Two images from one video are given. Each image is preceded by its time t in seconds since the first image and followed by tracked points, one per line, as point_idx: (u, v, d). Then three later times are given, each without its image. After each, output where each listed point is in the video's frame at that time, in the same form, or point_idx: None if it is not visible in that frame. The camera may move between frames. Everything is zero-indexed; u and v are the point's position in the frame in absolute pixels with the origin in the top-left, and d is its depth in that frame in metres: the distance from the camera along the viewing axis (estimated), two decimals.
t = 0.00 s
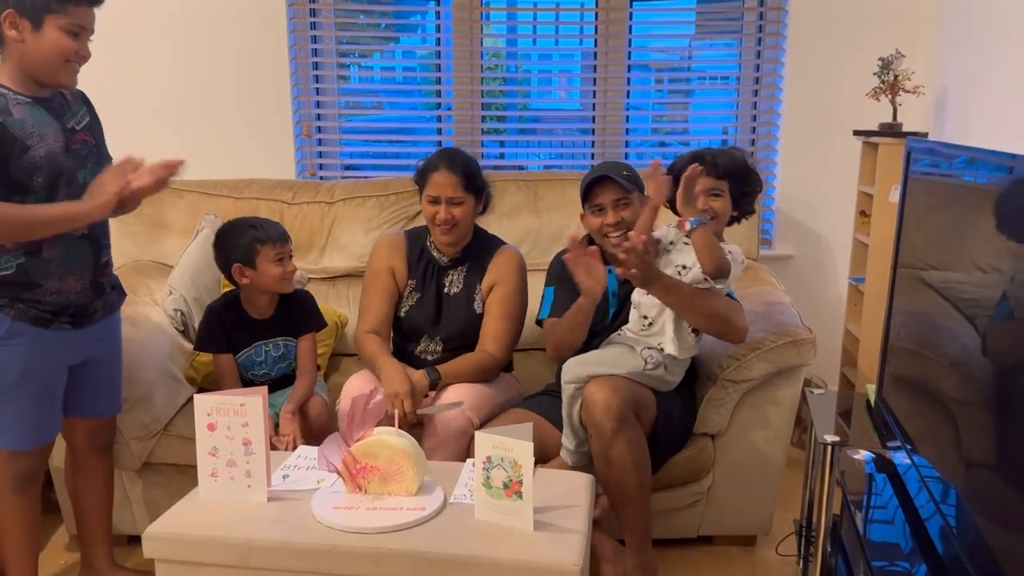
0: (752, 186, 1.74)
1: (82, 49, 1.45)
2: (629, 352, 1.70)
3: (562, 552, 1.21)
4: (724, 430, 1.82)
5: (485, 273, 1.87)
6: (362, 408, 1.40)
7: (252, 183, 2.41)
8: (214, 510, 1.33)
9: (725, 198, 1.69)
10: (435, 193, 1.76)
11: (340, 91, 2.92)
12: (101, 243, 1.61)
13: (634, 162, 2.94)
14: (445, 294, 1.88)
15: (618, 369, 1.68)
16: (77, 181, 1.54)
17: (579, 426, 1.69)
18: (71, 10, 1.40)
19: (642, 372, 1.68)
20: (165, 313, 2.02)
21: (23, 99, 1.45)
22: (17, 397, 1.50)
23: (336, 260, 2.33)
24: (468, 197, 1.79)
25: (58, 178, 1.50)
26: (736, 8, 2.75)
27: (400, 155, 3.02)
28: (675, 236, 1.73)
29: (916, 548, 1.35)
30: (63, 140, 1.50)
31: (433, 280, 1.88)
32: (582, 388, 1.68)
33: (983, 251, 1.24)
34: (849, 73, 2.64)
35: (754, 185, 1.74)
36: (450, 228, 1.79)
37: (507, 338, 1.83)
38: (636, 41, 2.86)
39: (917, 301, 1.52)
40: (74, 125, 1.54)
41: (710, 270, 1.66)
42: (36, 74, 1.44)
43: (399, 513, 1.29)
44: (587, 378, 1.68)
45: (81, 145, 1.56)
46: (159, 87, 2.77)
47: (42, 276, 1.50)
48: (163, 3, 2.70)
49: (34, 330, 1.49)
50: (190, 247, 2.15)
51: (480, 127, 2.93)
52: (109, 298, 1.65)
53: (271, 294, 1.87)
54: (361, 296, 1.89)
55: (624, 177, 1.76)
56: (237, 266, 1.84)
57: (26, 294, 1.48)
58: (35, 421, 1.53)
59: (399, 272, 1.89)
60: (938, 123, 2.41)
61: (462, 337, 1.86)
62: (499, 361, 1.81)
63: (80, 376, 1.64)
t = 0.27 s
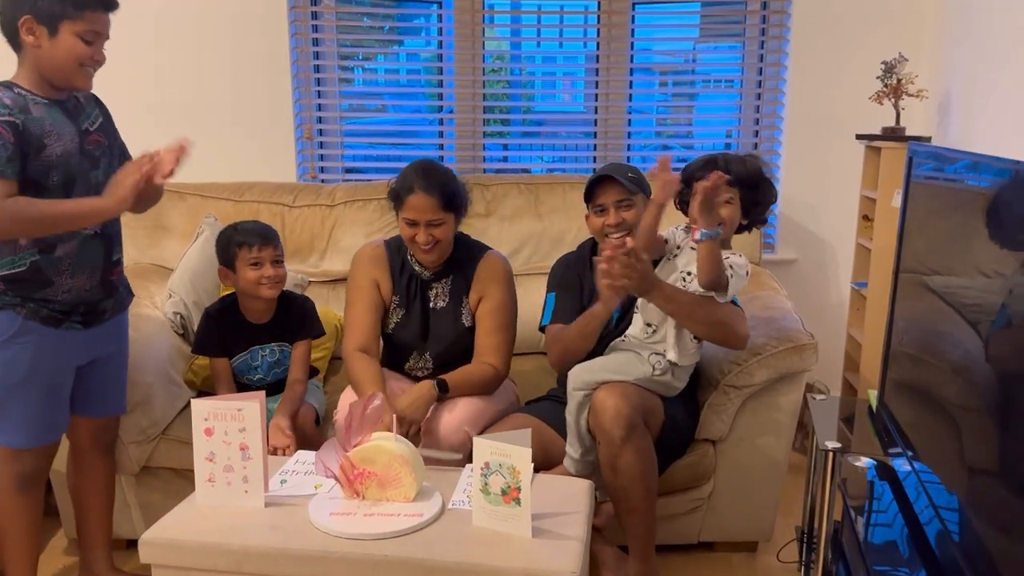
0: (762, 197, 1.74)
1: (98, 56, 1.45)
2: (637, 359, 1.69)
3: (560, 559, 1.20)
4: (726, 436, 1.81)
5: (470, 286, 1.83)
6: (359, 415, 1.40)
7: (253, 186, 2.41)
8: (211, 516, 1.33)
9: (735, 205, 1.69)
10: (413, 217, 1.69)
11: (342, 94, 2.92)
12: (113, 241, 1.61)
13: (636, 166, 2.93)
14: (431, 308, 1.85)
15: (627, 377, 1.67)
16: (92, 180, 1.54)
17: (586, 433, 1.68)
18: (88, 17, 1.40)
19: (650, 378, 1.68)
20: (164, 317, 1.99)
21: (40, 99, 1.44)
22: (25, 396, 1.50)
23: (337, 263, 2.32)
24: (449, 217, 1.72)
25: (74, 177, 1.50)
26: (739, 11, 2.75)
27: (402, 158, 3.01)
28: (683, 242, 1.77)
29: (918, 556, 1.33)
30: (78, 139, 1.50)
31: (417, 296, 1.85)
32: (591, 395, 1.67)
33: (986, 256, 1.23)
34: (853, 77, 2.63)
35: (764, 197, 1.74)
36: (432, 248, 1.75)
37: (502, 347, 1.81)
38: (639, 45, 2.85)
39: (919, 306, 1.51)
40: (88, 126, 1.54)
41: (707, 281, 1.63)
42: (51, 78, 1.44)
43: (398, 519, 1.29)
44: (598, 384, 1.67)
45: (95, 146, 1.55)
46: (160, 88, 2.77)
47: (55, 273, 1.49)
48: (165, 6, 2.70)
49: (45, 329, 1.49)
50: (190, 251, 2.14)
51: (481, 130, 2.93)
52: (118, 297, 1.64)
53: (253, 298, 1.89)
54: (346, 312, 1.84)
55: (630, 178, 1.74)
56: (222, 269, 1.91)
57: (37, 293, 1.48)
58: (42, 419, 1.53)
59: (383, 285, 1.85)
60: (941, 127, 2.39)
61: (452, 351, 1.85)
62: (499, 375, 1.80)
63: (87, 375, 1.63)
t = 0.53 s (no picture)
0: (761, 193, 1.72)
1: (121, 73, 1.45)
2: (644, 365, 1.67)
3: (560, 567, 1.18)
4: (728, 441, 1.79)
5: (470, 286, 1.82)
6: (357, 419, 1.37)
7: (253, 188, 2.40)
8: (208, 522, 1.31)
9: (734, 202, 1.69)
10: (410, 219, 1.68)
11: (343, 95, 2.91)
12: (123, 249, 1.60)
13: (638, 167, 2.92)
14: (432, 308, 1.83)
15: (635, 384, 1.65)
16: (109, 187, 1.53)
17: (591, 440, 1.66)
18: (117, 36, 1.40)
19: (657, 385, 1.67)
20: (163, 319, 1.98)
21: (69, 102, 1.44)
22: (31, 392, 1.49)
23: (337, 265, 2.31)
24: (447, 216, 1.71)
25: (92, 182, 1.49)
26: (742, 12, 2.73)
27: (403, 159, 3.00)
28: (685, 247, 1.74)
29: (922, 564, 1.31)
30: (99, 145, 1.49)
31: (418, 296, 1.83)
32: (598, 400, 1.65)
33: (992, 260, 1.22)
34: (857, 78, 2.61)
35: (763, 194, 1.72)
36: (432, 248, 1.74)
37: (503, 349, 1.79)
38: (642, 46, 2.84)
39: (924, 311, 1.49)
40: (110, 134, 1.54)
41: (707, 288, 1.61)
42: (77, 88, 1.44)
43: (396, 526, 1.27)
44: (604, 390, 1.65)
45: (115, 154, 1.55)
46: (160, 88, 2.76)
47: (66, 274, 1.48)
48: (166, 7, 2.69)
49: (52, 328, 1.47)
50: (189, 253, 2.13)
51: (483, 132, 2.92)
52: (126, 297, 1.63)
53: (247, 298, 1.89)
54: (349, 318, 1.83)
55: (632, 184, 1.72)
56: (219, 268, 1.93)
57: (46, 293, 1.46)
58: (48, 416, 1.52)
59: (385, 286, 1.83)
60: (946, 128, 2.37)
61: (454, 352, 1.84)
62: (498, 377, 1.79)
63: (96, 375, 1.62)
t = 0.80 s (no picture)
0: (751, 192, 1.65)
1: (140, 86, 1.46)
2: (647, 370, 1.65)
3: None
4: (734, 445, 1.76)
5: (481, 281, 1.81)
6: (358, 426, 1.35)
7: (254, 189, 2.38)
8: (206, 529, 1.29)
9: (717, 202, 1.64)
10: (422, 215, 1.68)
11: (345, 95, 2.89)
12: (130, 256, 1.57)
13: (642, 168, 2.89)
14: (442, 306, 1.82)
15: (640, 389, 1.63)
16: (121, 194, 1.53)
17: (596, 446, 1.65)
18: (142, 51, 1.41)
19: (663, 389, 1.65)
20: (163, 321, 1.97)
21: (88, 109, 1.45)
22: (31, 391, 1.47)
23: (339, 267, 2.29)
24: (459, 212, 1.71)
25: (105, 188, 1.49)
26: (747, 12, 2.71)
27: (405, 160, 2.98)
28: (679, 251, 1.69)
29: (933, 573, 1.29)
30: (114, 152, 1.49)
31: (429, 293, 1.82)
32: (602, 407, 1.64)
33: (1001, 262, 1.20)
34: (863, 78, 2.58)
35: (754, 192, 1.65)
36: (446, 245, 1.73)
37: (508, 346, 1.77)
38: (646, 45, 2.82)
39: (933, 315, 1.47)
40: (127, 141, 1.54)
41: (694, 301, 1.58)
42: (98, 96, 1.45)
43: (398, 533, 1.25)
44: (609, 396, 1.63)
45: (130, 162, 1.54)
46: (161, 88, 2.74)
47: (68, 277, 1.46)
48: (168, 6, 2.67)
49: (53, 327, 1.46)
50: (189, 254, 2.11)
51: (486, 132, 2.90)
52: (133, 301, 1.61)
53: (248, 305, 1.88)
54: (360, 318, 1.81)
55: (634, 188, 1.70)
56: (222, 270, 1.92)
57: (48, 292, 1.45)
58: (50, 415, 1.50)
59: (397, 288, 1.82)
60: (954, 129, 2.35)
61: (463, 350, 1.82)
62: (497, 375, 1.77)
63: (98, 375, 1.60)
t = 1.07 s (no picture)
0: (747, 191, 1.67)
1: (147, 84, 1.43)
2: (648, 374, 1.63)
3: None
4: (743, 450, 1.74)
5: (493, 282, 1.78)
6: (362, 431, 1.34)
7: (256, 189, 2.36)
8: (208, 536, 1.27)
9: (712, 201, 1.65)
10: (437, 211, 1.68)
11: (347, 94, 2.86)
12: (129, 258, 1.53)
13: (647, 167, 2.87)
14: (453, 306, 1.79)
15: (644, 392, 1.61)
16: (121, 192, 1.49)
17: (599, 451, 1.62)
18: (149, 49, 1.38)
19: (666, 393, 1.63)
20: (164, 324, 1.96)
21: (91, 108, 1.42)
22: (25, 391, 1.45)
23: (342, 268, 2.27)
24: (474, 210, 1.70)
25: (103, 186, 1.45)
26: (753, 10, 2.68)
27: (408, 160, 2.95)
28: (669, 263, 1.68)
29: None
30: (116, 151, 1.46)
31: (440, 294, 1.80)
32: (605, 413, 1.61)
33: (1012, 262, 1.17)
34: (872, 77, 2.56)
35: (750, 192, 1.67)
36: (459, 244, 1.72)
37: (518, 349, 1.74)
38: (651, 43, 2.79)
39: (944, 317, 1.45)
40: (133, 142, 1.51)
41: (694, 320, 1.56)
42: (104, 96, 1.43)
43: (403, 542, 1.23)
44: (612, 401, 1.61)
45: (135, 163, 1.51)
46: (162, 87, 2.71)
47: (60, 274, 1.44)
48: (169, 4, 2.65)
49: (46, 325, 1.44)
50: (190, 256, 2.09)
51: (490, 132, 2.87)
52: (135, 305, 1.58)
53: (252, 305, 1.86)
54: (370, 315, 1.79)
55: (632, 188, 1.67)
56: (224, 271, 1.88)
57: (42, 291, 1.44)
58: (45, 417, 1.47)
59: (408, 287, 1.80)
60: (964, 129, 2.32)
61: (473, 351, 1.79)
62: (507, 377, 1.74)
63: (100, 380, 1.57)
